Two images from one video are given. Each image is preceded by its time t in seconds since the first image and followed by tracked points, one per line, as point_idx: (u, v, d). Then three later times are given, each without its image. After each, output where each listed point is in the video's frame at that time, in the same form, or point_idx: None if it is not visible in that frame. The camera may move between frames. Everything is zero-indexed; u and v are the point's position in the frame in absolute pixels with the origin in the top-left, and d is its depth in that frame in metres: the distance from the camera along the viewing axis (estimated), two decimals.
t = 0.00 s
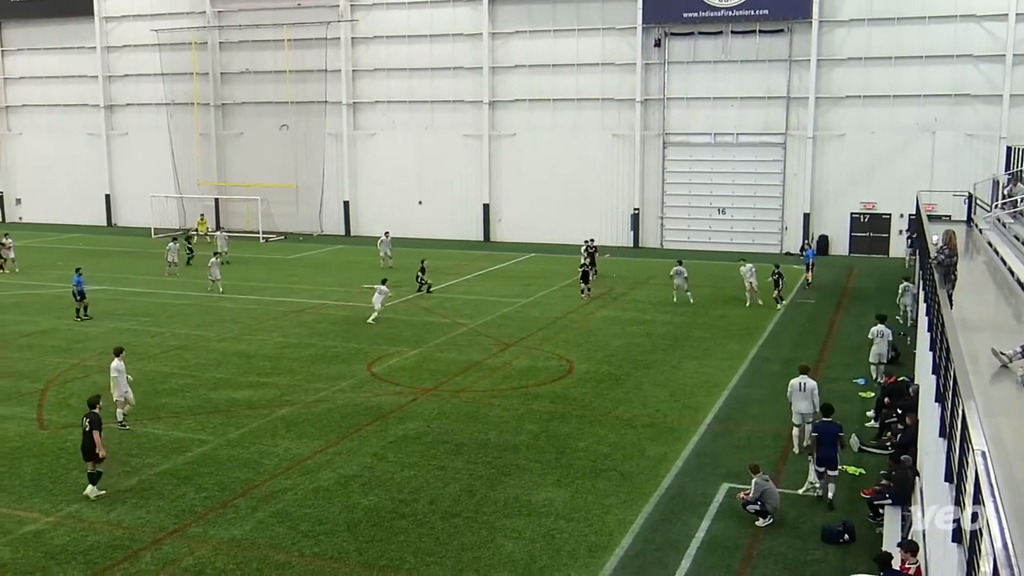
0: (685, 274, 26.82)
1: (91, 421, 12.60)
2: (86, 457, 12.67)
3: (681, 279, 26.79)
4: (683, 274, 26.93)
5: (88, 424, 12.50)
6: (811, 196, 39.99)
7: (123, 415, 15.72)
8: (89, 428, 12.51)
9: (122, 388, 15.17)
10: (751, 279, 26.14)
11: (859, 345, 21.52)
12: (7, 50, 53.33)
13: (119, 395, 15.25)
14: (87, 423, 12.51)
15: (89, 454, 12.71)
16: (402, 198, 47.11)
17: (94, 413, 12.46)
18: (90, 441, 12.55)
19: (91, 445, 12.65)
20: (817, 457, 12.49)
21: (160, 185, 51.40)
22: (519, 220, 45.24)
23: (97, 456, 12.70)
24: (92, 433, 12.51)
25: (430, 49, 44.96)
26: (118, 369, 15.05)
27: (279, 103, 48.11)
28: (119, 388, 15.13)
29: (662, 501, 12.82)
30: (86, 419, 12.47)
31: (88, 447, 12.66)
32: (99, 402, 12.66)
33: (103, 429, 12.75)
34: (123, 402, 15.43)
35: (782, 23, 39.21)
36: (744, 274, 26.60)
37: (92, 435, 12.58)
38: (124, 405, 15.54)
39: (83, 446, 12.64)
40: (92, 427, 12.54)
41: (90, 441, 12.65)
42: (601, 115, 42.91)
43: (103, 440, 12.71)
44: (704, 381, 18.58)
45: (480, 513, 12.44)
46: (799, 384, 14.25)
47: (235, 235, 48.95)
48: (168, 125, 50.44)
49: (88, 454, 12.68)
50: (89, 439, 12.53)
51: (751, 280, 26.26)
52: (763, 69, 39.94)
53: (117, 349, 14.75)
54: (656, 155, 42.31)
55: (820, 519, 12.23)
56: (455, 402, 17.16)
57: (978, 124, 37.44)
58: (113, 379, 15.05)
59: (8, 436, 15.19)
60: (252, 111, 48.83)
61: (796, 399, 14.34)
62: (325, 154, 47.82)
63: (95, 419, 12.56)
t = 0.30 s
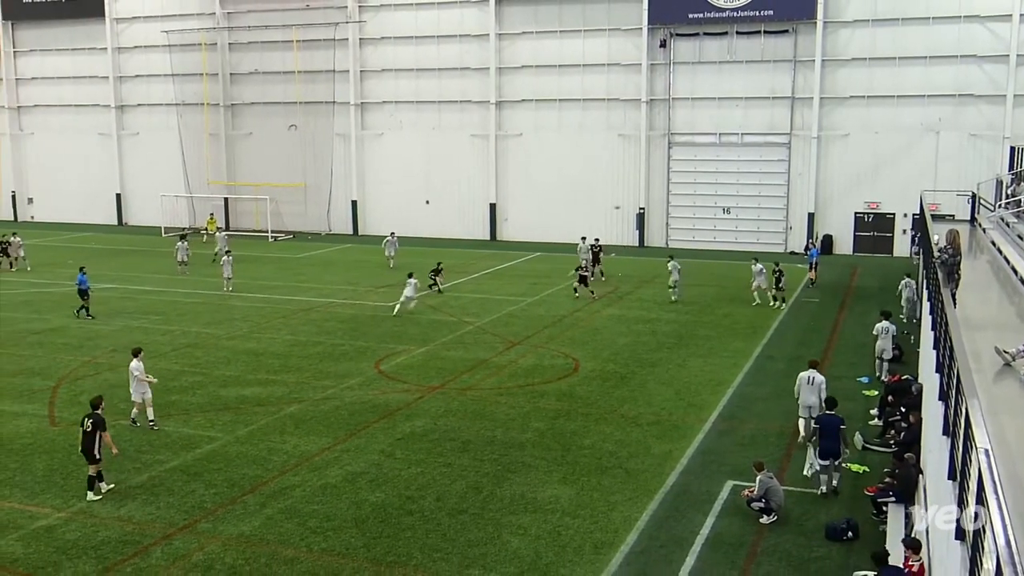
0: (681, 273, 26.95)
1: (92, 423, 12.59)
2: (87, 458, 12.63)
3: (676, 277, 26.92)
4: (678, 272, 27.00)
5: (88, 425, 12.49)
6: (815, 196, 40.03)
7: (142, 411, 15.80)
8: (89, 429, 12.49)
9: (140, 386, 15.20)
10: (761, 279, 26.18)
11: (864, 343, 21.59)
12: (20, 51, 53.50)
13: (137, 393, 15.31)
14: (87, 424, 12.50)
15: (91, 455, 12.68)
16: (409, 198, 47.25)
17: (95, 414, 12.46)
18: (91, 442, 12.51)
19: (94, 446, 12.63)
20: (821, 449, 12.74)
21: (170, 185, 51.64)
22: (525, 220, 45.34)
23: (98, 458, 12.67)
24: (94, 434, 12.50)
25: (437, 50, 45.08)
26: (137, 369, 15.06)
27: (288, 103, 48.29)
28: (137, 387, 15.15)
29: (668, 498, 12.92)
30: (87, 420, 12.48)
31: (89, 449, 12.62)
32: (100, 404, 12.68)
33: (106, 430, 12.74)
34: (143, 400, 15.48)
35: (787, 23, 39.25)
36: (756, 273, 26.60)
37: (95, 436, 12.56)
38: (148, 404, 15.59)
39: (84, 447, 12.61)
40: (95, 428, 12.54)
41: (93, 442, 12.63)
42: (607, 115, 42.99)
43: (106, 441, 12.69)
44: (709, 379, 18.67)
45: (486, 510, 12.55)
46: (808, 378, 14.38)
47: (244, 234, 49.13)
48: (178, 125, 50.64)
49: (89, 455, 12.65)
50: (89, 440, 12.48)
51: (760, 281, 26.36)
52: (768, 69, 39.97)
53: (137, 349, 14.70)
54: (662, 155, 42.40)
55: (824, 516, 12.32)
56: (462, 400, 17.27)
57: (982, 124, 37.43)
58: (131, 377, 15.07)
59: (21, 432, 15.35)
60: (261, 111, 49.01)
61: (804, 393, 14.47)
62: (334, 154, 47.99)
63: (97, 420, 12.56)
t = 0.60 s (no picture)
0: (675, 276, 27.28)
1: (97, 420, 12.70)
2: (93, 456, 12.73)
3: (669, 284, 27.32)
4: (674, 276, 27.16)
5: (93, 423, 12.59)
6: (823, 195, 40.03)
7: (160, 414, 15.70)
8: (94, 427, 12.60)
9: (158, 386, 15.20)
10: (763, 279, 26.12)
11: (871, 342, 21.63)
12: (35, 52, 53.78)
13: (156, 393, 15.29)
14: (91, 422, 12.61)
15: (99, 453, 12.79)
16: (419, 198, 47.40)
17: (100, 412, 12.56)
18: (97, 440, 12.62)
19: (101, 443, 12.73)
20: (828, 444, 12.90)
21: (183, 184, 51.93)
22: (535, 220, 45.42)
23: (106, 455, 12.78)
24: (100, 432, 12.60)
25: (447, 51, 45.20)
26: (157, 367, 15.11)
27: (299, 103, 48.48)
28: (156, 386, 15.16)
29: (676, 496, 13.00)
30: (92, 418, 12.60)
31: (95, 446, 12.73)
32: (105, 401, 12.76)
33: (112, 427, 12.82)
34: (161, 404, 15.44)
35: (795, 23, 39.24)
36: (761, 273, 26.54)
37: (101, 433, 12.65)
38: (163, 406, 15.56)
39: (91, 445, 12.72)
40: (101, 426, 12.64)
41: (99, 440, 12.73)
42: (616, 114, 43.05)
43: (113, 438, 12.77)
44: (717, 378, 18.74)
45: (495, 507, 12.65)
46: (817, 372, 14.71)
47: (255, 233, 49.37)
48: (190, 125, 50.90)
49: (95, 453, 12.75)
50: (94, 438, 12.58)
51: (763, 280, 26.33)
52: (776, 70, 39.97)
53: (156, 347, 14.67)
54: (670, 155, 42.45)
55: (831, 514, 12.39)
56: (471, 398, 17.38)
57: (989, 124, 37.39)
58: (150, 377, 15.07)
59: (37, 429, 15.52)
60: (273, 111, 49.22)
61: (814, 387, 14.76)
62: (345, 154, 48.19)
63: (102, 418, 12.65)
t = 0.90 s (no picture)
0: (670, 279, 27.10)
1: (103, 417, 12.76)
2: (99, 453, 12.84)
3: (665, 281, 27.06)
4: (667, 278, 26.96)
5: (100, 421, 12.66)
6: (834, 195, 39.97)
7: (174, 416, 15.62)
8: (99, 425, 12.67)
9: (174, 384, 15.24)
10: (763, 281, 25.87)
11: (881, 342, 21.64)
12: (53, 52, 54.18)
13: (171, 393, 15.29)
14: (97, 420, 12.68)
15: (105, 450, 12.89)
16: (432, 197, 47.52)
17: (104, 410, 12.59)
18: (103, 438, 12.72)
19: (108, 440, 12.83)
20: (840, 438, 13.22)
21: (199, 184, 52.24)
22: (548, 219, 45.49)
23: (112, 452, 12.87)
24: (106, 429, 12.67)
25: (460, 52, 45.33)
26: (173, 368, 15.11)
27: (312, 103, 48.70)
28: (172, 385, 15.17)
29: (686, 494, 13.07)
30: (99, 416, 12.66)
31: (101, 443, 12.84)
32: (110, 399, 12.79)
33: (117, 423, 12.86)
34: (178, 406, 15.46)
35: (806, 24, 39.22)
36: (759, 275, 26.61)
37: (107, 431, 12.73)
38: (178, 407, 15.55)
39: (97, 442, 12.82)
40: (107, 423, 12.70)
41: (106, 437, 12.82)
42: (627, 114, 43.07)
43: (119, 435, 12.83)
44: (727, 377, 18.79)
45: (506, 504, 12.75)
46: (827, 367, 14.65)
47: (270, 231, 49.62)
48: (206, 125, 51.21)
49: (102, 449, 12.86)
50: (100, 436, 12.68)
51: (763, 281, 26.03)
52: (787, 70, 39.93)
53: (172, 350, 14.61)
54: (681, 155, 42.48)
55: (841, 513, 12.43)
56: (483, 396, 17.49)
57: (1001, 124, 37.26)
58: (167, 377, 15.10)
59: (54, 424, 15.71)
60: (287, 112, 49.47)
61: (826, 381, 14.73)
62: (358, 154, 48.40)
63: (107, 415, 12.69)
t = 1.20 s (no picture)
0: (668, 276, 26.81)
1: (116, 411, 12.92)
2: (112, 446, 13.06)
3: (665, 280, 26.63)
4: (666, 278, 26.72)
5: (114, 415, 12.82)
6: (847, 194, 39.91)
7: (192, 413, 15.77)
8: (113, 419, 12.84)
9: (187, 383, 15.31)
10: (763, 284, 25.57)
11: (894, 341, 21.64)
12: (74, 54, 54.60)
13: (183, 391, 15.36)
14: (111, 415, 12.82)
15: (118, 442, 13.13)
16: (447, 196, 47.71)
17: (118, 405, 12.75)
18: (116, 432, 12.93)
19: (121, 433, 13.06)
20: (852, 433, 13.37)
21: (217, 183, 52.59)
22: (563, 218, 45.58)
23: (125, 443, 13.15)
24: (121, 423, 12.88)
25: (475, 53, 45.46)
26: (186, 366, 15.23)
27: (329, 103, 49.00)
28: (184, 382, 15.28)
29: (699, 491, 13.17)
30: (112, 410, 12.80)
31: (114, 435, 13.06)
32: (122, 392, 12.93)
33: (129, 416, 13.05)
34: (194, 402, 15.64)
35: (820, 25, 39.15)
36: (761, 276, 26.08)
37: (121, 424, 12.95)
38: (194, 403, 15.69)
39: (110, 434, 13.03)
40: (121, 417, 12.90)
41: (119, 429, 13.03)
42: (641, 114, 43.11)
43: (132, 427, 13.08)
44: (740, 375, 18.86)
45: (520, 500, 12.88)
46: (840, 363, 14.88)
47: (287, 230, 49.92)
48: (224, 125, 51.55)
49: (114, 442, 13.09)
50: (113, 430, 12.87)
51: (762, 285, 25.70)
52: (801, 70, 39.86)
53: (187, 345, 14.66)
54: (695, 155, 42.48)
55: (853, 511, 12.49)
56: (497, 393, 17.62)
57: (1015, 124, 37.09)
58: (180, 375, 15.20)
59: (76, 420, 15.95)
60: (305, 112, 49.76)
61: (837, 377, 14.91)
62: (375, 154, 48.64)
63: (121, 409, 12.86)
